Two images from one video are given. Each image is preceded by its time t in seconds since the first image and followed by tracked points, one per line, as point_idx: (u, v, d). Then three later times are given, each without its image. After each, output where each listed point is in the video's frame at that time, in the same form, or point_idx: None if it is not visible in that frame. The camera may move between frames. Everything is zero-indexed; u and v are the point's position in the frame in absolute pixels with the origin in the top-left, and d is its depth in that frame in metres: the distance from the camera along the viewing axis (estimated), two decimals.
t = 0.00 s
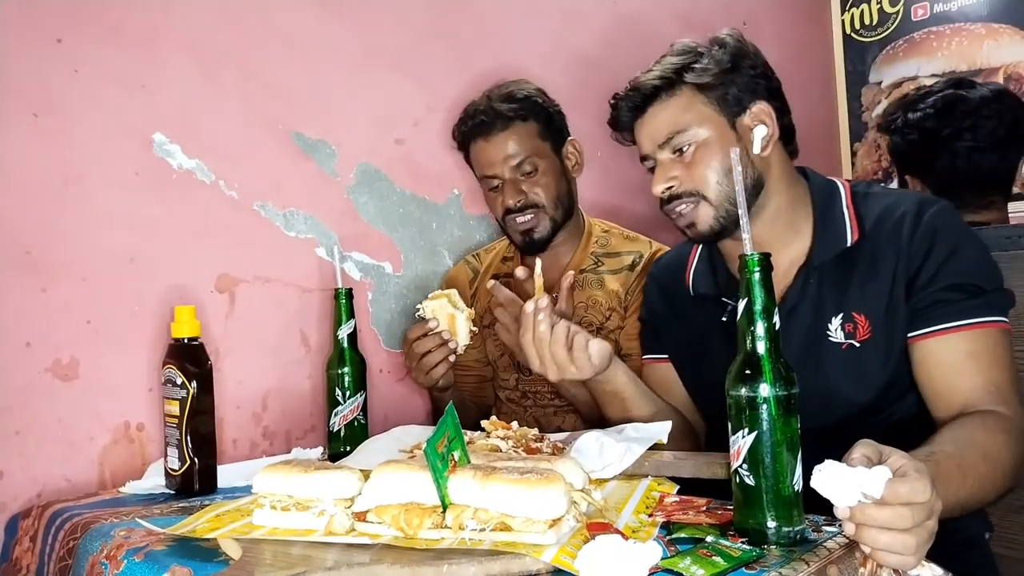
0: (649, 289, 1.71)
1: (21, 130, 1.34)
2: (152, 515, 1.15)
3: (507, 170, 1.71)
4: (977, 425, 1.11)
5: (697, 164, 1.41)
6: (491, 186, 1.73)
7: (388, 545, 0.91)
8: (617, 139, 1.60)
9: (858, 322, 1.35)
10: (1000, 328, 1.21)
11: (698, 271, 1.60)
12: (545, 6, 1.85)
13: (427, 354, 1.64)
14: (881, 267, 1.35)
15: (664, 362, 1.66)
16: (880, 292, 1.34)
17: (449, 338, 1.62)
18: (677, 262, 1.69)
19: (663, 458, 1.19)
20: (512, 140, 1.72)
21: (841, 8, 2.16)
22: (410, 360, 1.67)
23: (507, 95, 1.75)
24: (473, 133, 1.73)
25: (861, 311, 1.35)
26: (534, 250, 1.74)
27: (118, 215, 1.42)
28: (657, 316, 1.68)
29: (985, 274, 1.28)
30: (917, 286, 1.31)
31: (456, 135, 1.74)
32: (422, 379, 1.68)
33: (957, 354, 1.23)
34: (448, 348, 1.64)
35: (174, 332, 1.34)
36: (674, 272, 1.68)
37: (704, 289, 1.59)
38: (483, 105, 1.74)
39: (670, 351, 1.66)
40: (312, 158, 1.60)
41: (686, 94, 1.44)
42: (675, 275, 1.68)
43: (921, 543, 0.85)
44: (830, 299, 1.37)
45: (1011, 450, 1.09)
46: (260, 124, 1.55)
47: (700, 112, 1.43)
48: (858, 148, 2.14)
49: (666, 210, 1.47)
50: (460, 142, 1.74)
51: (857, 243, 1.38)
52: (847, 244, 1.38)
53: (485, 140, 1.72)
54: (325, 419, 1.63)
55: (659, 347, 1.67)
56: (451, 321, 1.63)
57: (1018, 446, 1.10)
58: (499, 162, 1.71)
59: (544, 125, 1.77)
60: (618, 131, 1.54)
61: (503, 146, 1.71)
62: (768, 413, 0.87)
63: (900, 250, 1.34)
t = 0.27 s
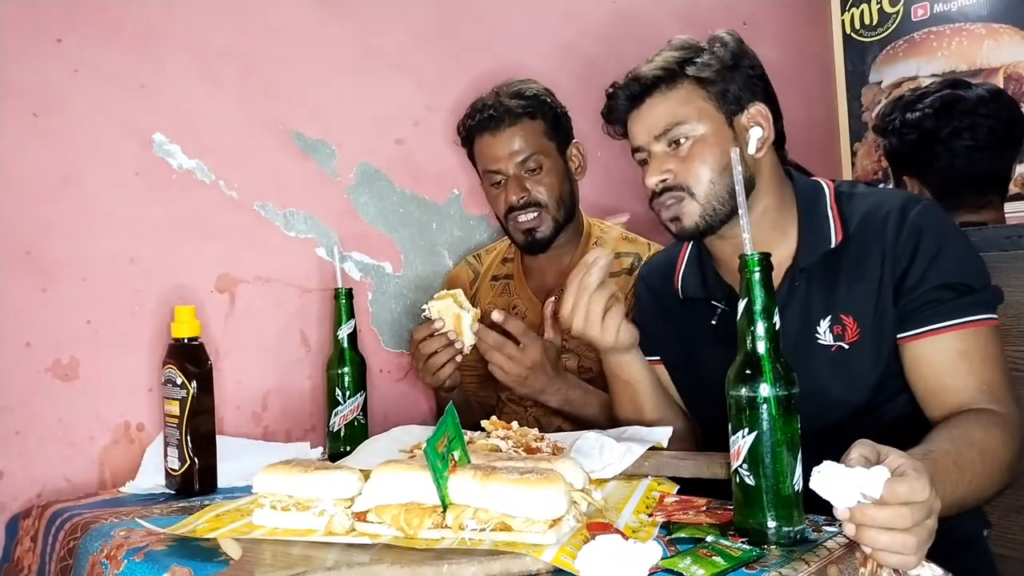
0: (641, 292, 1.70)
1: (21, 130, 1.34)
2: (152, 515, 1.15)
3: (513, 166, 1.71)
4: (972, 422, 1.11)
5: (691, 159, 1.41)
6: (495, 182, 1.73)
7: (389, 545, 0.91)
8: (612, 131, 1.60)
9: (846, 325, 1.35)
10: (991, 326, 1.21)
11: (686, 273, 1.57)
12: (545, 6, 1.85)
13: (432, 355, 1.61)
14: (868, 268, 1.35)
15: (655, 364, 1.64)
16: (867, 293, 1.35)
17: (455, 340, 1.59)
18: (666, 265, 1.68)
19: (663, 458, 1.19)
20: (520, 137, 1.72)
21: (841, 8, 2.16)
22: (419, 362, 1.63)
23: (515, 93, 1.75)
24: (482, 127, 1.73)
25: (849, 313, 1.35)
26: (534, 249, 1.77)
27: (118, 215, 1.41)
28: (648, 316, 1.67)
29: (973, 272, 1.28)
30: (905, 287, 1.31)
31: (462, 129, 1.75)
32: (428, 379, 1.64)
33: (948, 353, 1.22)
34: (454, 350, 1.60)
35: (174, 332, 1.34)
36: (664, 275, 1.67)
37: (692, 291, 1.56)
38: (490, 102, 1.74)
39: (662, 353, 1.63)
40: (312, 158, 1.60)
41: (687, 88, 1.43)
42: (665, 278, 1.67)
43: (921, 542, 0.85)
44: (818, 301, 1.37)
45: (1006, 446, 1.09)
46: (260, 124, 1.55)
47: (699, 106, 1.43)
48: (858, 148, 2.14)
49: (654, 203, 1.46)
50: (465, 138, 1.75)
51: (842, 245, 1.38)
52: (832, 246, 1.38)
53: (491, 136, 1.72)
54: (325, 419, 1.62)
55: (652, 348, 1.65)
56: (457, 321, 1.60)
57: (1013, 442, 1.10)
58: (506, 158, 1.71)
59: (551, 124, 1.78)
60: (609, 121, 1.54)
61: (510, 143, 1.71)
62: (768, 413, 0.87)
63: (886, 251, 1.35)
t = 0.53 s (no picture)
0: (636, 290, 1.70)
1: (22, 130, 1.34)
2: (153, 515, 1.16)
3: (509, 166, 1.72)
4: (971, 427, 1.11)
5: (674, 154, 1.41)
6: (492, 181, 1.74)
7: (389, 545, 0.91)
8: (610, 119, 1.61)
9: (836, 330, 1.35)
10: (987, 333, 1.22)
11: (680, 270, 1.58)
12: (545, 6, 1.85)
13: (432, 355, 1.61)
14: (861, 273, 1.36)
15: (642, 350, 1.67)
16: (860, 298, 1.35)
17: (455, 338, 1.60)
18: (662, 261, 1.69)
19: (663, 458, 1.20)
20: (518, 137, 1.73)
21: (841, 8, 2.17)
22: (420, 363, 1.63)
23: (517, 93, 1.75)
24: (483, 123, 1.73)
25: (840, 318, 1.35)
26: (529, 250, 1.77)
27: (118, 215, 1.42)
28: (641, 318, 1.67)
29: (968, 278, 1.28)
30: (900, 292, 1.31)
31: (462, 126, 1.75)
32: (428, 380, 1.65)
33: (943, 360, 1.23)
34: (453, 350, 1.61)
35: (175, 332, 1.34)
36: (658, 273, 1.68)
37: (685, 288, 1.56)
38: (490, 100, 1.74)
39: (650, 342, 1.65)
40: (313, 158, 1.60)
41: (677, 83, 1.44)
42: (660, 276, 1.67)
43: (921, 541, 0.85)
44: (810, 305, 1.38)
45: (1003, 452, 1.09)
46: (261, 124, 1.55)
47: (688, 102, 1.43)
48: (858, 147, 2.15)
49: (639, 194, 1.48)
50: (463, 136, 1.76)
51: (833, 250, 1.39)
52: (822, 251, 1.39)
53: (491, 134, 1.72)
54: (325, 419, 1.63)
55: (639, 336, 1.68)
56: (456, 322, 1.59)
57: (1009, 448, 1.11)
58: (503, 157, 1.72)
59: (550, 126, 1.78)
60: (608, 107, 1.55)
61: (509, 142, 1.72)
62: (767, 413, 0.88)
63: (880, 255, 1.35)
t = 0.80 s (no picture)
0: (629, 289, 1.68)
1: (18, 129, 1.33)
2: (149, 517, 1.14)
3: (502, 165, 1.69)
4: (980, 433, 1.10)
5: (674, 155, 1.40)
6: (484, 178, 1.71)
7: (387, 549, 0.90)
8: (604, 115, 1.60)
9: (837, 334, 1.35)
10: (994, 337, 1.21)
11: (676, 269, 1.56)
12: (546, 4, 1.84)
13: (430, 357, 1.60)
14: (864, 277, 1.35)
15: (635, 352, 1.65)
16: (862, 302, 1.34)
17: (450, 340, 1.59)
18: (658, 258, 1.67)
19: (665, 461, 1.19)
20: (516, 134, 1.69)
21: (844, 5, 2.13)
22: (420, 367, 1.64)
23: (521, 90, 1.73)
24: (484, 117, 1.71)
25: (841, 322, 1.35)
26: (515, 253, 1.72)
27: (115, 214, 1.40)
28: (635, 317, 1.65)
29: (973, 280, 1.27)
30: (905, 296, 1.30)
31: (466, 117, 1.73)
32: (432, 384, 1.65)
33: (951, 366, 1.22)
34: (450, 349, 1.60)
35: (170, 332, 1.32)
36: (653, 271, 1.66)
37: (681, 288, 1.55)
38: (493, 96, 1.72)
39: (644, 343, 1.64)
40: (311, 157, 1.59)
41: (678, 81, 1.42)
42: (655, 273, 1.66)
43: (926, 544, 0.84)
44: (811, 309, 1.37)
45: (1012, 456, 1.08)
46: (259, 123, 1.53)
47: (689, 101, 1.42)
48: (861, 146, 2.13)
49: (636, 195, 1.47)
50: (466, 127, 1.73)
51: (833, 252, 1.37)
52: (822, 252, 1.37)
53: (489, 129, 1.70)
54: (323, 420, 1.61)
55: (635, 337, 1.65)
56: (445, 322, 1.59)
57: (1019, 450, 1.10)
58: (497, 155, 1.69)
59: (552, 127, 1.74)
60: (603, 103, 1.54)
61: (505, 139, 1.69)
62: (771, 415, 0.86)
63: (883, 258, 1.34)
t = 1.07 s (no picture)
0: (622, 283, 1.70)
1: (21, 130, 1.34)
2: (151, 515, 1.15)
3: (500, 175, 1.67)
4: (987, 424, 1.11)
5: (711, 140, 1.43)
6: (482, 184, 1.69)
7: (389, 546, 0.91)
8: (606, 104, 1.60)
9: (836, 324, 1.36)
10: (998, 326, 1.22)
11: (671, 263, 1.58)
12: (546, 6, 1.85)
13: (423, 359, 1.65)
14: (864, 266, 1.36)
15: (628, 357, 1.67)
16: (862, 291, 1.35)
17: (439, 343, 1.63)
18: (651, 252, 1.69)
19: (665, 459, 1.19)
20: (517, 146, 1.68)
21: (841, 8, 2.14)
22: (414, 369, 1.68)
23: (523, 98, 1.73)
24: (489, 122, 1.71)
25: (839, 312, 1.36)
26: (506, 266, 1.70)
27: (117, 215, 1.41)
28: (630, 311, 1.67)
29: (975, 269, 1.28)
30: (909, 286, 1.31)
31: (467, 121, 1.72)
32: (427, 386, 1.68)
33: (962, 356, 1.22)
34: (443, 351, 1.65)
35: (174, 332, 1.33)
36: (647, 264, 1.68)
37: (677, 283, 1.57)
38: (497, 103, 1.73)
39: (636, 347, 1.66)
40: (312, 158, 1.60)
41: (703, 64, 1.44)
42: (648, 268, 1.68)
43: (920, 540, 0.85)
44: (810, 299, 1.38)
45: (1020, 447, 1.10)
46: (260, 124, 1.54)
47: (715, 85, 1.44)
48: (859, 147, 2.12)
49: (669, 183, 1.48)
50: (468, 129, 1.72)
51: (832, 241, 1.38)
52: (821, 239, 1.38)
53: (489, 137, 1.70)
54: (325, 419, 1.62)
55: (626, 341, 1.68)
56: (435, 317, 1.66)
57: None
58: (497, 164, 1.67)
59: (553, 140, 1.72)
60: (615, 92, 1.53)
61: (506, 149, 1.68)
62: (769, 414, 0.87)
63: (884, 248, 1.35)
